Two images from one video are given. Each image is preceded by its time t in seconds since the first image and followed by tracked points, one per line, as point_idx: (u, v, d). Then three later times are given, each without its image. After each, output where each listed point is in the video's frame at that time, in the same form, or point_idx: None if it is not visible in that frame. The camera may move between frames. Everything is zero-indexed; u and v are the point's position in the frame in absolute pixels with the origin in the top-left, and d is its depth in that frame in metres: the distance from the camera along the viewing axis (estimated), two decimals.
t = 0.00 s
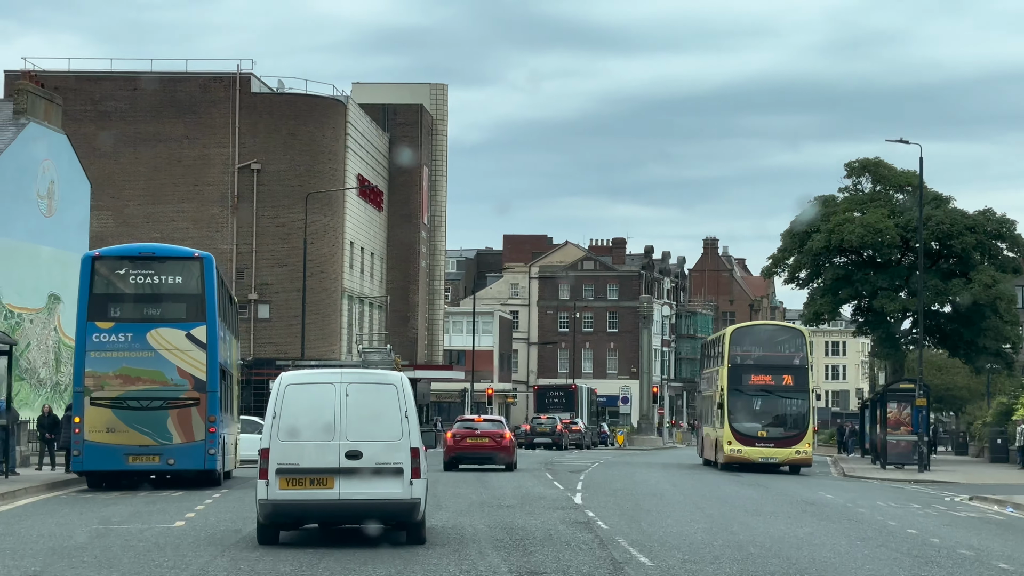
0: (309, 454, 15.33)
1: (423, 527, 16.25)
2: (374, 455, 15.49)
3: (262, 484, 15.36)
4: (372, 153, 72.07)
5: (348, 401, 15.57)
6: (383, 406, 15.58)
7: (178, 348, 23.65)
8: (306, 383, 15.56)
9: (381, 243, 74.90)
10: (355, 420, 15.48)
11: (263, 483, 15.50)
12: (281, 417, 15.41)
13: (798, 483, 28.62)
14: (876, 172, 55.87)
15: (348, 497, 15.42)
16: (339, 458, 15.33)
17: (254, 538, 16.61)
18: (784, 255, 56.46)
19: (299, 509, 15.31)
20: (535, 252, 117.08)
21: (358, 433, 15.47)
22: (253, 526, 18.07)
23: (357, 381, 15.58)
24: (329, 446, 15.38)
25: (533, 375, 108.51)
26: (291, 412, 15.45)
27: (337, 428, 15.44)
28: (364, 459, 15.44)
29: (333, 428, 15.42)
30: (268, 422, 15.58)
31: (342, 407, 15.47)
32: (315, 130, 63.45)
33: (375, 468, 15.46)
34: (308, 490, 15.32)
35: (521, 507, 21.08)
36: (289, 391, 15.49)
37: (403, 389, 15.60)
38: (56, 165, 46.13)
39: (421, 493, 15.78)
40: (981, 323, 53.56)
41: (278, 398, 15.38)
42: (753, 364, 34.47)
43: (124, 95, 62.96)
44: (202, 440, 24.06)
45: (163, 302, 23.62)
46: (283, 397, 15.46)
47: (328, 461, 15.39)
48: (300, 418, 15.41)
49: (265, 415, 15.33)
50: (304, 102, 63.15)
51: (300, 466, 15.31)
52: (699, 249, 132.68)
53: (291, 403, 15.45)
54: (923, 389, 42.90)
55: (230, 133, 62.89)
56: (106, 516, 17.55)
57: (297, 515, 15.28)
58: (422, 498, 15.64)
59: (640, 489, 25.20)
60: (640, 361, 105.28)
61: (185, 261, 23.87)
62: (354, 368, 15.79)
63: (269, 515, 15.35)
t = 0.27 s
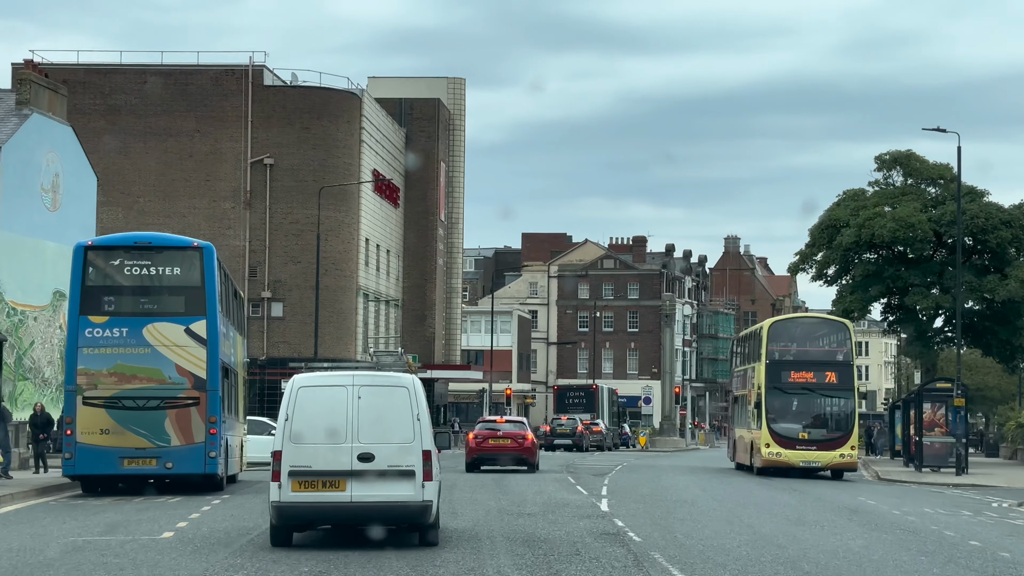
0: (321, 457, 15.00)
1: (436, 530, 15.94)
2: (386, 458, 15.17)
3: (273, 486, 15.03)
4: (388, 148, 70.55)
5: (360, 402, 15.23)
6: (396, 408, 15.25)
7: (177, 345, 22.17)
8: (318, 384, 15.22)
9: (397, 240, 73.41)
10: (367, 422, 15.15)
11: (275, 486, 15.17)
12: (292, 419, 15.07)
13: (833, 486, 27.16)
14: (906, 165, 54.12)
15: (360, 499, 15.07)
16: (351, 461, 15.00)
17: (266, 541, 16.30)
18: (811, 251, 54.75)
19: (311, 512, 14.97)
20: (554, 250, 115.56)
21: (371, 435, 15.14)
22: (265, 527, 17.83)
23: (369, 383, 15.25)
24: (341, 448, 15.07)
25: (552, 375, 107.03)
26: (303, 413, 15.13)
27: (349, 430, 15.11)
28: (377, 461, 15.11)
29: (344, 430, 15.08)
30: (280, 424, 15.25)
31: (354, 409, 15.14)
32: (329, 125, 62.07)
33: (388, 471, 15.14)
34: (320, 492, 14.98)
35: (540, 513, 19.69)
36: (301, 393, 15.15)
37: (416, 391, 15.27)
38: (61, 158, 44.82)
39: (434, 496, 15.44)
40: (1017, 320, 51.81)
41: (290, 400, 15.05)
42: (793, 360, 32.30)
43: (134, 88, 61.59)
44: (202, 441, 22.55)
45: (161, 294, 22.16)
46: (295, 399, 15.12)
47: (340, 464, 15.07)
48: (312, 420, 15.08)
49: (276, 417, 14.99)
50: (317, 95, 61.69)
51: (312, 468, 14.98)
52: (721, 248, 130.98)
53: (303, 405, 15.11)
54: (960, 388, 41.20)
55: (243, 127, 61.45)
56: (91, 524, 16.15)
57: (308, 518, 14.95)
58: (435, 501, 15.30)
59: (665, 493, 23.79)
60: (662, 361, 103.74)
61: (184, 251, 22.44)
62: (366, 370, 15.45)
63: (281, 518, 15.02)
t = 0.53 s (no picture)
0: (333, 457, 14.95)
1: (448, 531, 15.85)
2: (397, 459, 15.11)
3: (286, 486, 14.98)
4: (401, 142, 69.06)
5: (371, 403, 15.19)
6: (407, 409, 15.20)
7: (170, 340, 20.67)
8: (331, 387, 15.22)
9: (411, 237, 71.95)
10: (378, 423, 15.11)
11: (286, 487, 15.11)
12: (304, 420, 15.04)
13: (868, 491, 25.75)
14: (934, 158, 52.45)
15: (371, 500, 15.00)
16: (362, 461, 14.95)
17: (278, 541, 16.25)
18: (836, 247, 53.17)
19: (322, 512, 14.91)
20: (570, 249, 114.02)
21: (382, 435, 15.11)
22: (281, 524, 17.94)
23: (381, 384, 15.22)
24: (353, 448, 15.03)
25: (568, 376, 105.57)
26: (316, 415, 15.09)
27: (360, 430, 15.07)
28: (388, 462, 15.05)
29: (356, 431, 15.05)
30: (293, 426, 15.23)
31: (366, 410, 15.12)
32: (340, 119, 60.45)
33: (399, 471, 15.08)
34: (332, 492, 14.92)
35: (559, 520, 18.30)
36: (312, 394, 15.13)
37: (427, 392, 15.23)
38: (63, 150, 43.46)
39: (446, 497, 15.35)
40: None
41: (301, 401, 15.04)
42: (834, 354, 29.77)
43: (141, 82, 60.25)
44: (197, 444, 21.06)
45: (153, 285, 20.66)
46: (307, 399, 15.10)
47: (352, 464, 15.02)
48: (324, 421, 15.06)
49: (288, 417, 14.96)
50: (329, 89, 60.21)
51: (324, 468, 14.93)
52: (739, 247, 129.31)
53: (315, 405, 15.09)
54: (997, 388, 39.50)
55: (252, 121, 60.05)
56: (70, 535, 14.76)
57: (320, 519, 14.88)
58: (446, 502, 15.22)
59: (690, 498, 22.46)
60: (680, 362, 102.20)
61: (178, 239, 20.96)
62: (377, 371, 15.42)
63: (292, 519, 14.96)
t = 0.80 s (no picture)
0: (342, 458, 14.99)
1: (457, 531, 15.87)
2: (406, 460, 15.14)
3: (295, 488, 14.99)
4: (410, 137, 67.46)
5: (379, 405, 15.23)
6: (415, 410, 15.23)
7: (155, 335, 19.11)
8: (340, 388, 15.26)
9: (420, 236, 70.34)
10: (386, 425, 15.15)
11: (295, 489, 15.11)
12: (314, 422, 15.07)
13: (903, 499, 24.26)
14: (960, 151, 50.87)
15: (381, 501, 15.02)
16: (371, 462, 14.97)
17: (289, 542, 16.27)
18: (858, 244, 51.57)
19: (332, 514, 14.92)
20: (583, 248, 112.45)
21: (390, 437, 15.13)
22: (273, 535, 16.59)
23: (390, 387, 15.27)
24: (362, 449, 15.04)
25: (581, 377, 104.03)
26: (325, 416, 15.13)
27: (369, 432, 15.11)
28: (397, 462, 15.08)
29: (365, 432, 15.09)
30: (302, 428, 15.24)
31: (374, 412, 15.15)
32: (348, 112, 59.00)
33: (407, 472, 15.10)
34: (341, 494, 14.94)
35: (576, 532, 16.78)
36: (321, 395, 15.16)
37: (435, 393, 15.28)
38: (61, 146, 41.97)
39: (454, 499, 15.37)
40: None
41: (311, 402, 15.08)
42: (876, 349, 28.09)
43: (143, 75, 58.75)
44: (184, 448, 19.49)
45: (138, 276, 19.13)
46: (316, 401, 15.13)
47: (361, 466, 15.04)
48: (333, 422, 15.10)
49: (298, 419, 14.99)
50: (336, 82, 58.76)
51: (333, 469, 14.96)
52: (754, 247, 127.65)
53: (325, 407, 15.13)
54: None
55: (258, 115, 58.52)
56: (31, 551, 13.23)
57: (330, 520, 14.89)
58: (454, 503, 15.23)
59: (714, 506, 21.06)
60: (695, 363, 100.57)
61: (164, 227, 19.44)
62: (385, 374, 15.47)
63: (301, 520, 14.95)
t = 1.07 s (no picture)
0: (347, 462, 13.88)
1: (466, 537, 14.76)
2: (413, 465, 14.02)
3: (298, 493, 13.86)
4: (415, 133, 65.88)
5: (387, 406, 14.08)
6: (423, 413, 14.10)
7: (131, 328, 17.56)
8: (345, 388, 14.12)
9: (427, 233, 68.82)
10: (394, 428, 14.03)
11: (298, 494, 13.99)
12: (318, 424, 13.95)
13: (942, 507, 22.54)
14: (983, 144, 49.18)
15: (387, 507, 13.90)
16: (377, 466, 13.84)
17: (296, 547, 15.61)
18: (878, 240, 49.86)
19: (336, 522, 13.81)
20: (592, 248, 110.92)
21: (398, 440, 14.02)
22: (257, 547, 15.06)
23: (397, 388, 14.10)
24: (368, 454, 13.91)
25: (589, 378, 102.47)
26: (331, 419, 14.00)
27: (376, 435, 13.99)
28: (404, 467, 13.96)
29: (372, 435, 13.98)
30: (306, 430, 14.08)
31: (381, 414, 14.00)
32: (351, 106, 57.54)
33: (415, 478, 13.98)
34: (346, 499, 13.83)
35: (590, 548, 15.16)
36: (326, 396, 14.02)
37: (446, 394, 14.15)
38: (51, 134, 40.45)
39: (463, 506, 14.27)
40: None
41: (316, 403, 13.95)
42: (923, 344, 25.83)
43: (143, 67, 57.24)
44: (163, 454, 17.91)
45: (115, 264, 17.63)
46: (321, 403, 14.00)
47: (366, 471, 13.91)
48: (339, 423, 13.96)
49: (301, 420, 13.86)
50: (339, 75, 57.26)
51: (338, 474, 13.85)
52: (765, 247, 126.01)
53: (330, 409, 14.01)
54: None
55: (259, 109, 57.01)
56: None
57: (334, 528, 13.80)
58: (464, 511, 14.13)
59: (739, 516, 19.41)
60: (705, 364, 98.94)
61: (144, 212, 17.95)
62: (393, 373, 14.33)
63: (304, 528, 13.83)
